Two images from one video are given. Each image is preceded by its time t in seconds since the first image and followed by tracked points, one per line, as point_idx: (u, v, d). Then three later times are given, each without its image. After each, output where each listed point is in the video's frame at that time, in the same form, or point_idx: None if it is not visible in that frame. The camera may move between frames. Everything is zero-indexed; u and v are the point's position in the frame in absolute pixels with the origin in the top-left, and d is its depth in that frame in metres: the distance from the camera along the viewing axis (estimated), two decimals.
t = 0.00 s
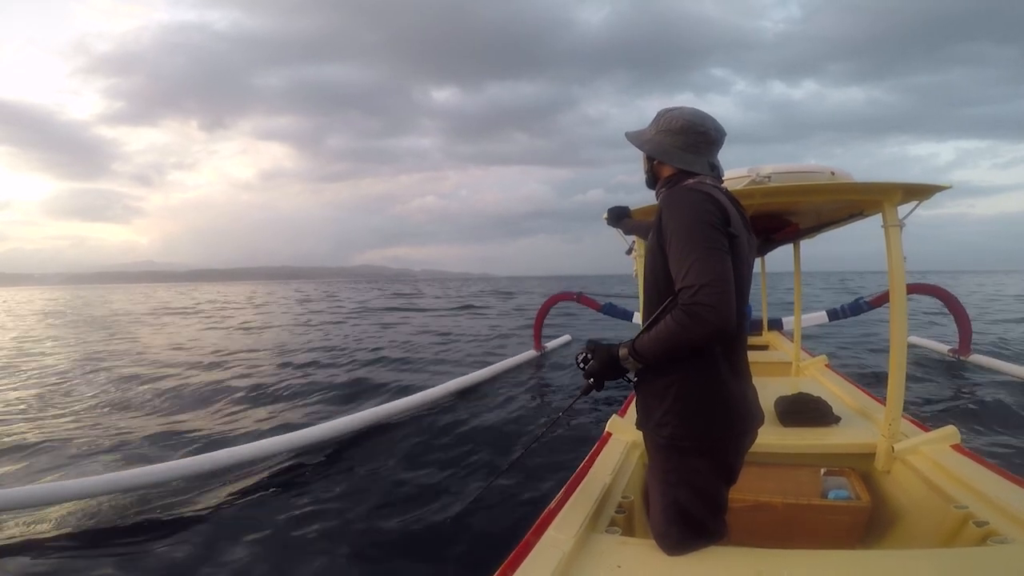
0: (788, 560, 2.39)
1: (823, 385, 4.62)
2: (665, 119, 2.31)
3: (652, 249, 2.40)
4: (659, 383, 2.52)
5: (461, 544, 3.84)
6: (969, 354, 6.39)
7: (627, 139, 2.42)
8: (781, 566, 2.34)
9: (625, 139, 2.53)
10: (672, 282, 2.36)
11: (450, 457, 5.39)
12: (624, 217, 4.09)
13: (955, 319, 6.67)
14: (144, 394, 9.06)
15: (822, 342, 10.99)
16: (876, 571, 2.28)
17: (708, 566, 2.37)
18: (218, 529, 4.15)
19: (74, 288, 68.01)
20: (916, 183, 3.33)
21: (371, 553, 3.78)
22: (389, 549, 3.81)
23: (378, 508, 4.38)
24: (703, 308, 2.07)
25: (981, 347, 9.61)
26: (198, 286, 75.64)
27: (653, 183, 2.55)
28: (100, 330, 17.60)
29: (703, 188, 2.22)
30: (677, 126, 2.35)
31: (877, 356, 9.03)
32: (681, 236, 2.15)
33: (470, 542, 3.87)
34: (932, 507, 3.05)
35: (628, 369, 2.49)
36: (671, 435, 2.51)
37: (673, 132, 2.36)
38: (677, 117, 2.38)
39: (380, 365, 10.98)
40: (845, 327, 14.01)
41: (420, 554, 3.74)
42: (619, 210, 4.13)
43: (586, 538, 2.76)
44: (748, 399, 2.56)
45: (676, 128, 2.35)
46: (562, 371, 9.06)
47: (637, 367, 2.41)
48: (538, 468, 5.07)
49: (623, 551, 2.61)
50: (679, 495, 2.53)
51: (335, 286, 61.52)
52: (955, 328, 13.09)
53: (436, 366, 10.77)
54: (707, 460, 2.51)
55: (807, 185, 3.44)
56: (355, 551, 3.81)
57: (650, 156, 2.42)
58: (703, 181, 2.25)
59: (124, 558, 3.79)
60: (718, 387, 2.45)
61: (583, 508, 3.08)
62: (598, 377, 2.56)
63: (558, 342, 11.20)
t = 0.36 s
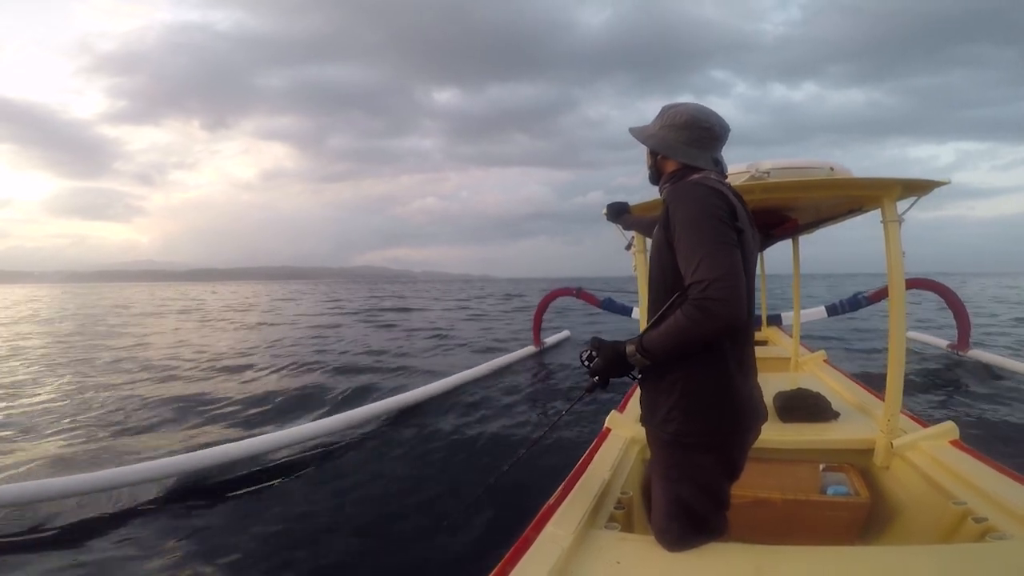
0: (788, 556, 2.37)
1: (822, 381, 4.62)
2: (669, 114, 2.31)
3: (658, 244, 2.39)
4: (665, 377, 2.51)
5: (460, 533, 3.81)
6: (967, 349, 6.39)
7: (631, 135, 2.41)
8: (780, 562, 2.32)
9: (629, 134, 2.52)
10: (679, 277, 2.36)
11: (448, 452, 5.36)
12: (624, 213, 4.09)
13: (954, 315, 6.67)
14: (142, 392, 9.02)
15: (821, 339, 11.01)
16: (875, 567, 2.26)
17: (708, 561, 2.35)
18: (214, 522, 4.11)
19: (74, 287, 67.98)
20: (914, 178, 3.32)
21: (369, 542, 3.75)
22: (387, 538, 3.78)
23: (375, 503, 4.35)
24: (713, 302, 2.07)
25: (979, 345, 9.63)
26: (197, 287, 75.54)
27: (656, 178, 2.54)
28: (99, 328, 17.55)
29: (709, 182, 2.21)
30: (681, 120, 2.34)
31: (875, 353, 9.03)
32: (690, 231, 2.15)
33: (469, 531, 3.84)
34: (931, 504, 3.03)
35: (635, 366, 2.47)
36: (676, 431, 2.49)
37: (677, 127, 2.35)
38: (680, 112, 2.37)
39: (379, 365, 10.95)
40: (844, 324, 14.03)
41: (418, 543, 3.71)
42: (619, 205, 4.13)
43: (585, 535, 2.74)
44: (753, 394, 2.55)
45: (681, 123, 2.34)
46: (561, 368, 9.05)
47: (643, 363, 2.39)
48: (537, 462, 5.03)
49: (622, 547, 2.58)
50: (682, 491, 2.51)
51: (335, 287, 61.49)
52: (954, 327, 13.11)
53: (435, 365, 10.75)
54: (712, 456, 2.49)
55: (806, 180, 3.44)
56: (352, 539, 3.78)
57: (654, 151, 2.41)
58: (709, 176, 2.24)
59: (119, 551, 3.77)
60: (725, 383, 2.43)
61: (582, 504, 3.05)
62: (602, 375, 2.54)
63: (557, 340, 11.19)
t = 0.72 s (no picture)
0: (788, 556, 2.36)
1: (822, 380, 4.61)
2: (673, 113, 2.32)
3: (664, 244, 2.40)
4: (671, 378, 2.51)
5: (464, 537, 3.79)
6: (967, 349, 6.39)
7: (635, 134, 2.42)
8: (780, 562, 2.31)
9: (632, 133, 2.52)
10: (686, 278, 2.36)
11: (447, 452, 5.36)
12: (623, 212, 4.09)
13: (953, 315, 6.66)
14: (141, 392, 9.01)
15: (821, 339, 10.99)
16: (876, 568, 2.25)
17: (710, 559, 2.34)
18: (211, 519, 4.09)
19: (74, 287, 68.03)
20: (914, 177, 3.33)
21: (368, 543, 3.74)
22: (385, 539, 3.78)
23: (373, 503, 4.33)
24: (725, 304, 2.07)
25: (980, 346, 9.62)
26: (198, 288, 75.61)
27: (660, 177, 2.55)
28: (98, 328, 17.54)
29: (716, 182, 2.22)
30: (685, 119, 2.34)
31: (874, 354, 9.03)
32: (700, 232, 2.15)
33: (467, 533, 3.84)
34: (931, 504, 3.02)
35: (641, 368, 2.46)
36: (681, 432, 2.49)
37: (681, 126, 2.36)
38: (684, 110, 2.38)
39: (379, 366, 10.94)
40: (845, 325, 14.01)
41: (419, 546, 3.69)
42: (618, 204, 4.13)
43: (585, 534, 2.74)
44: (759, 394, 2.55)
45: (685, 121, 2.34)
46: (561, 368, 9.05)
47: (650, 365, 2.39)
48: (537, 463, 5.02)
49: (623, 547, 2.58)
50: (686, 493, 2.51)
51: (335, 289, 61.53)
52: (954, 329, 13.08)
53: (435, 367, 10.73)
54: (717, 457, 2.49)
55: (806, 178, 3.44)
56: (350, 540, 3.77)
57: (658, 151, 2.42)
58: (715, 175, 2.25)
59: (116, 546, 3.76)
60: (732, 383, 2.43)
61: (581, 504, 3.04)
62: (607, 377, 2.54)
63: (557, 341, 11.19)
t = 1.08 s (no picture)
0: (789, 560, 2.37)
1: (823, 384, 4.62)
2: (675, 115, 2.33)
3: (669, 248, 2.41)
4: (674, 383, 2.52)
5: (467, 535, 3.80)
6: (969, 353, 6.39)
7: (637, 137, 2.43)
8: (781, 566, 2.31)
9: (634, 135, 2.53)
10: (691, 282, 2.37)
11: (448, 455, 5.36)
12: (625, 216, 4.09)
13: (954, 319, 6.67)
14: (141, 396, 9.00)
15: (822, 344, 10.98)
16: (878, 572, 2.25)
17: (712, 564, 2.35)
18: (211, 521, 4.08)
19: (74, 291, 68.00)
20: (915, 181, 3.35)
21: (371, 544, 3.74)
22: (388, 540, 3.78)
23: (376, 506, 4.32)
24: (731, 309, 2.08)
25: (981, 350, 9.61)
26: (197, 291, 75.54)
27: (663, 180, 2.56)
28: (99, 333, 17.53)
29: (721, 186, 2.23)
30: (687, 121, 2.36)
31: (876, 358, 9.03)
32: (706, 237, 2.15)
33: (470, 533, 3.84)
34: (932, 508, 3.02)
35: (645, 371, 2.46)
36: (684, 436, 2.50)
37: (684, 128, 2.37)
38: (686, 113, 2.39)
39: (379, 370, 10.93)
40: (845, 329, 14.00)
41: (423, 545, 3.69)
42: (620, 208, 4.14)
43: (586, 538, 2.74)
44: (762, 398, 2.56)
45: (688, 124, 2.36)
46: (562, 372, 9.05)
47: (655, 370, 2.40)
48: (539, 467, 5.03)
49: (624, 550, 2.58)
50: (689, 496, 2.51)
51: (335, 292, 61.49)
52: (955, 333, 13.07)
53: (436, 371, 10.72)
54: (721, 461, 2.50)
55: (807, 182, 3.45)
56: (353, 542, 3.76)
57: (661, 153, 2.43)
58: (718, 178, 2.27)
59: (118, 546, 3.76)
60: (735, 387, 2.44)
61: (583, 508, 3.05)
62: (610, 381, 2.53)
63: (557, 345, 11.19)
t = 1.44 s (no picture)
0: (791, 567, 2.38)
1: (823, 391, 4.63)
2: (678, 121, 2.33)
3: (672, 256, 2.41)
4: (677, 390, 2.53)
5: (467, 544, 3.83)
6: (970, 359, 6.40)
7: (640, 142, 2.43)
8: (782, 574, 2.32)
9: (636, 140, 2.54)
10: (694, 290, 2.38)
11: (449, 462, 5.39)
12: (625, 223, 4.10)
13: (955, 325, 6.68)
14: (143, 399, 9.02)
15: (823, 348, 11.00)
16: None
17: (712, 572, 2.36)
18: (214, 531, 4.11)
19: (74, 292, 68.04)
20: (916, 190, 3.35)
21: (372, 552, 3.77)
22: (388, 549, 3.81)
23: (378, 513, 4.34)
24: (735, 319, 2.08)
25: (981, 355, 9.62)
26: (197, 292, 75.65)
27: (665, 185, 2.57)
28: (99, 336, 17.55)
29: (724, 194, 2.24)
30: (690, 127, 2.36)
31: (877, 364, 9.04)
32: (710, 246, 2.16)
33: (469, 542, 3.87)
34: (934, 514, 3.03)
35: (647, 379, 2.47)
36: (687, 443, 2.51)
37: (687, 134, 2.38)
38: (688, 118, 2.39)
39: (380, 372, 10.94)
40: (846, 333, 14.04)
41: (422, 555, 3.73)
42: (620, 215, 4.15)
43: (586, 544, 2.75)
44: (765, 405, 2.57)
45: (690, 129, 2.36)
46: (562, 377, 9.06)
47: (658, 377, 2.40)
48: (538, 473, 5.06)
49: (624, 557, 2.59)
50: (692, 503, 2.52)
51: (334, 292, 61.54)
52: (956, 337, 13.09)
53: (436, 374, 10.73)
54: (723, 468, 2.51)
55: (808, 191, 3.46)
56: (354, 551, 3.79)
57: (663, 159, 2.43)
58: (722, 185, 2.27)
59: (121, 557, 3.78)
60: (738, 395, 2.45)
61: (583, 514, 3.06)
62: (614, 389, 2.53)
63: (558, 349, 11.20)
